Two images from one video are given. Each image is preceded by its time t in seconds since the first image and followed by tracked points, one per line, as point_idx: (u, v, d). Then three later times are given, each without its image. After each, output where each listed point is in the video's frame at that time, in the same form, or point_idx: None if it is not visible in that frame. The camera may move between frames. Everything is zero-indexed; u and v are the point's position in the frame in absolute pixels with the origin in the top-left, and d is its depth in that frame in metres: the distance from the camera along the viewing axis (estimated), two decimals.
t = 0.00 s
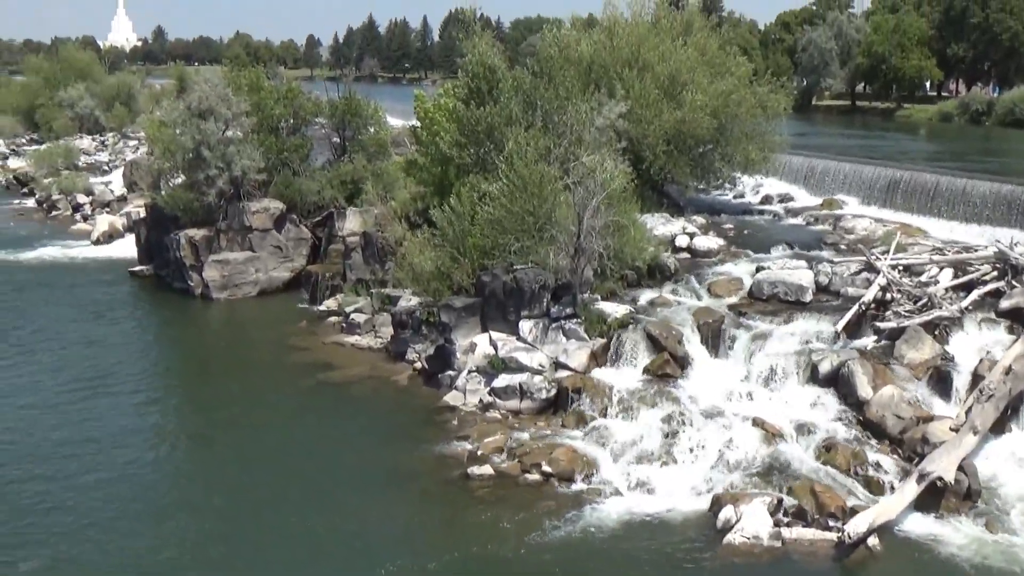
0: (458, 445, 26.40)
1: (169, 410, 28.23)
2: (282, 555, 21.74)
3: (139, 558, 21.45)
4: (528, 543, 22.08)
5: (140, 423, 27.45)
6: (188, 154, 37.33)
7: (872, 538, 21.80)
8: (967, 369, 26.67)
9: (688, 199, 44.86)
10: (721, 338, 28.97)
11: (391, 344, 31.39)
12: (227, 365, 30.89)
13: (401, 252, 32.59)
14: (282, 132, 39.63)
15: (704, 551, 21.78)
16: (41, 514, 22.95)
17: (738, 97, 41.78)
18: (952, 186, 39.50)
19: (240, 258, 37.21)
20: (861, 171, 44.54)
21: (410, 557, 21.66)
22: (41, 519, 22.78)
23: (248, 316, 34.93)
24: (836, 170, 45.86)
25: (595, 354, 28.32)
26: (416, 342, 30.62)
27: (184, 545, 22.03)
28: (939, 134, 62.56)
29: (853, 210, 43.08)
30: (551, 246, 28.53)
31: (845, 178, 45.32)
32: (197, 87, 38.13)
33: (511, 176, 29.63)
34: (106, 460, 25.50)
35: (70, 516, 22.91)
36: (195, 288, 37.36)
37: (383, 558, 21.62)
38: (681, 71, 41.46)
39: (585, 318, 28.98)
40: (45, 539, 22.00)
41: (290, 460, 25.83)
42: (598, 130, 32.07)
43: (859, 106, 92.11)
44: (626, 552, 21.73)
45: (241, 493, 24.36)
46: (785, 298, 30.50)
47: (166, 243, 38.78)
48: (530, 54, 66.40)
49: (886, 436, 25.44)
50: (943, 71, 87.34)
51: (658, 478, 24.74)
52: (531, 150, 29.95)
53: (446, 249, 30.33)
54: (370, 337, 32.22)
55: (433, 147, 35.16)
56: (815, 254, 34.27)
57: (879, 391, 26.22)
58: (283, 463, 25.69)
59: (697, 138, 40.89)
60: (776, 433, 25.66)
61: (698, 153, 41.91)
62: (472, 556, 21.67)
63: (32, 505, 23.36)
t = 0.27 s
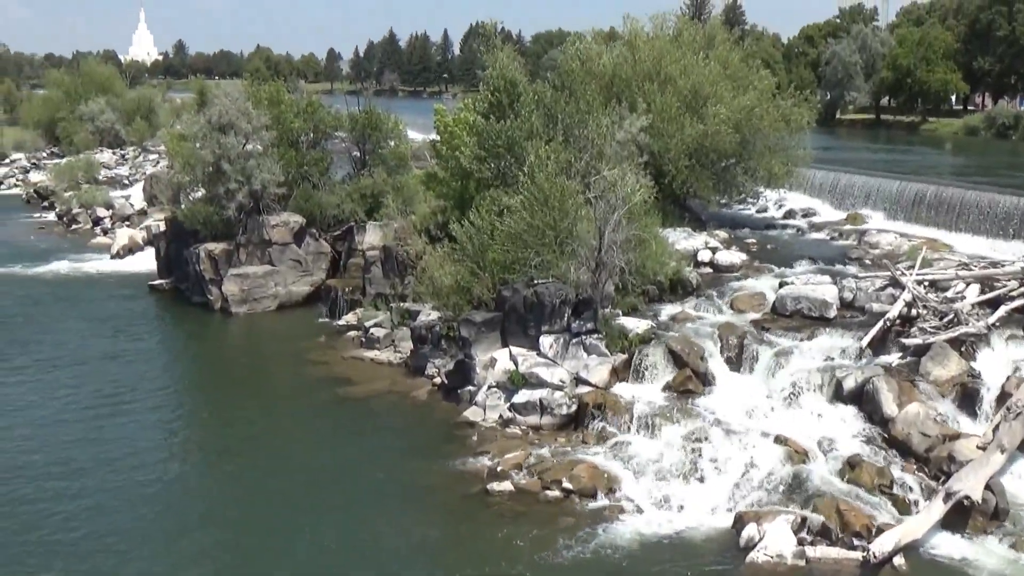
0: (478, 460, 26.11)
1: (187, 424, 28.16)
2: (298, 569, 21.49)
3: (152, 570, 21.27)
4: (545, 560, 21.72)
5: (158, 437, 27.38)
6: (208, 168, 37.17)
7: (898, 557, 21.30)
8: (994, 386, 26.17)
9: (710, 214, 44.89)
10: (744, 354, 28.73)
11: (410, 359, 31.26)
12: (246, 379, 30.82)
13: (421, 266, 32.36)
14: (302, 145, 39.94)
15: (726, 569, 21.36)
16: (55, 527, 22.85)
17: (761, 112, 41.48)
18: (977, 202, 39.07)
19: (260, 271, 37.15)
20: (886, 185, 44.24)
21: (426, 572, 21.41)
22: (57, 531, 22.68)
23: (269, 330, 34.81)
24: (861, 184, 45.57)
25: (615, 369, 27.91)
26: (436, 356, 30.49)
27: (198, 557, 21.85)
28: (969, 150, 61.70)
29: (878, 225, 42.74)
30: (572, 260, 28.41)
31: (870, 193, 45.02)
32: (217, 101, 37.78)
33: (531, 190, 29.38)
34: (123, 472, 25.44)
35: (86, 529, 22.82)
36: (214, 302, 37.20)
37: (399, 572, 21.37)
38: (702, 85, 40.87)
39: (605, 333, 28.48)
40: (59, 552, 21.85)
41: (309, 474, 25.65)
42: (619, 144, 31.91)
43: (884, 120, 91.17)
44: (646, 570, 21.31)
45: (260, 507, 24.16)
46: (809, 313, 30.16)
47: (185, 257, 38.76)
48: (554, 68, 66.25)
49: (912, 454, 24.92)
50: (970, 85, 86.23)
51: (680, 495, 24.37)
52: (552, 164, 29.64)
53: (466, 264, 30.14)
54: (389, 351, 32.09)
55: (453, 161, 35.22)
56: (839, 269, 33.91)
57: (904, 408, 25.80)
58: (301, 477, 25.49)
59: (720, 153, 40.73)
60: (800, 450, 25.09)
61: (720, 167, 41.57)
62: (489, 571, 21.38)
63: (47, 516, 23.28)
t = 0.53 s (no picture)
0: (491, 468, 25.26)
1: (190, 428, 27.42)
2: None
3: None
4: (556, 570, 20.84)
5: (158, 441, 26.65)
6: (214, 167, 36.70)
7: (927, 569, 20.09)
8: None
9: (731, 215, 43.90)
10: (766, 360, 27.72)
11: (422, 363, 30.48)
12: (252, 383, 30.08)
13: (433, 266, 31.60)
14: (309, 143, 39.07)
15: None
16: (48, 532, 22.16)
17: (783, 108, 40.56)
18: (1009, 202, 37.98)
19: (267, 273, 36.37)
20: (915, 185, 43.26)
21: None
22: (52, 537, 22.01)
23: (275, 333, 34.02)
24: (890, 184, 44.58)
25: (633, 375, 27.21)
26: (447, 361, 29.74)
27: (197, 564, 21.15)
28: (990, 148, 60.21)
29: (905, 226, 41.72)
30: (587, 262, 27.46)
31: (899, 193, 44.04)
32: (222, 98, 37.47)
33: (546, 188, 28.51)
34: (120, 477, 24.72)
35: (77, 535, 22.10)
36: (219, 304, 36.63)
37: None
38: (725, 81, 40.10)
39: (624, 338, 28.12)
40: (53, 558, 21.17)
41: (315, 481, 24.86)
42: (637, 141, 31.11)
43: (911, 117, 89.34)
44: None
45: (264, 514, 23.39)
46: (834, 317, 29.09)
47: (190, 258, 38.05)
48: (568, 63, 64.95)
49: (940, 463, 23.82)
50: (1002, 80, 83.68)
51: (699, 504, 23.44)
52: (569, 162, 28.78)
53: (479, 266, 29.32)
54: (398, 356, 31.29)
55: (466, 161, 34.57)
56: (866, 271, 32.96)
57: (931, 416, 24.65)
58: (307, 483, 24.71)
59: (740, 150, 39.72)
60: (824, 459, 24.11)
61: (741, 166, 40.62)
62: None
63: (43, 521, 22.63)
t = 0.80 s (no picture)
0: (478, 479, 23.58)
1: (153, 433, 25.83)
2: None
3: None
4: None
5: (116, 447, 25.04)
6: (183, 158, 35.11)
7: None
8: None
9: (733, 210, 42.20)
10: (769, 364, 26.11)
11: (403, 367, 28.67)
12: (224, 386, 28.54)
13: (415, 263, 30.05)
14: (285, 133, 37.29)
15: None
16: None
17: (788, 98, 38.90)
18: None
19: (240, 271, 34.73)
20: (927, 180, 41.67)
21: None
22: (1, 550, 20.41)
23: (249, 335, 32.40)
24: (900, 178, 42.96)
25: (628, 381, 25.62)
26: (430, 365, 27.97)
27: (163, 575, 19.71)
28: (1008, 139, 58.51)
29: (917, 222, 40.20)
30: (580, 259, 26.06)
31: (910, 188, 42.45)
32: (193, 85, 35.55)
33: (537, 180, 26.93)
34: (72, 485, 23.11)
35: (21, 548, 20.47)
36: (188, 304, 34.91)
37: None
38: (726, 67, 38.63)
39: (619, 340, 26.49)
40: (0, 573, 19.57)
41: (289, 486, 23.35)
42: (632, 133, 29.60)
43: (919, 108, 87.43)
44: None
45: (233, 522, 21.86)
46: (841, 318, 27.57)
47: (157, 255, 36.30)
48: (557, 51, 62.76)
49: (953, 474, 22.20)
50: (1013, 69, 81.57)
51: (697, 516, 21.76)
52: (561, 154, 27.28)
53: (466, 263, 27.81)
54: (379, 359, 29.59)
55: (451, 152, 33.05)
56: (874, 270, 31.48)
57: (943, 423, 23.09)
58: (280, 489, 23.20)
59: (742, 142, 38.13)
60: (831, 468, 22.61)
61: (743, 159, 38.83)
62: None
63: None
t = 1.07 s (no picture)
0: (473, 498, 21.81)
1: (123, 442, 24.30)
2: None
3: None
4: None
5: (79, 458, 23.41)
6: (157, 153, 33.50)
7: None
8: None
9: (744, 210, 40.30)
10: (784, 375, 24.41)
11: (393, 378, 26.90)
12: (204, 391, 27.12)
13: (406, 266, 28.37)
14: (267, 127, 35.61)
15: None
16: None
17: (802, 91, 37.08)
18: None
19: (217, 274, 33.02)
20: (952, 179, 39.80)
21: None
22: None
23: (229, 341, 30.83)
24: (922, 176, 41.06)
25: (633, 393, 23.84)
26: (421, 376, 26.23)
27: None
28: None
29: (940, 224, 38.43)
30: (581, 263, 24.23)
31: (932, 187, 40.55)
32: (170, 75, 34.02)
33: (536, 178, 25.11)
34: (29, 498, 21.49)
35: None
36: (163, 308, 33.17)
37: None
38: (737, 58, 36.59)
39: (624, 349, 24.60)
40: None
41: (275, 491, 22.10)
42: (637, 130, 28.10)
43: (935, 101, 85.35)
44: None
45: (217, 531, 20.58)
46: (860, 327, 25.92)
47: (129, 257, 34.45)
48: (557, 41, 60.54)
49: (981, 494, 20.40)
50: None
51: (704, 539, 20.00)
52: (561, 151, 25.47)
53: (460, 267, 26.03)
54: (367, 369, 27.99)
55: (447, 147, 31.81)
56: (896, 275, 29.88)
57: (970, 439, 21.31)
58: (266, 496, 21.89)
59: (753, 138, 36.32)
60: (849, 486, 20.91)
61: (756, 155, 37.12)
62: None
63: None
